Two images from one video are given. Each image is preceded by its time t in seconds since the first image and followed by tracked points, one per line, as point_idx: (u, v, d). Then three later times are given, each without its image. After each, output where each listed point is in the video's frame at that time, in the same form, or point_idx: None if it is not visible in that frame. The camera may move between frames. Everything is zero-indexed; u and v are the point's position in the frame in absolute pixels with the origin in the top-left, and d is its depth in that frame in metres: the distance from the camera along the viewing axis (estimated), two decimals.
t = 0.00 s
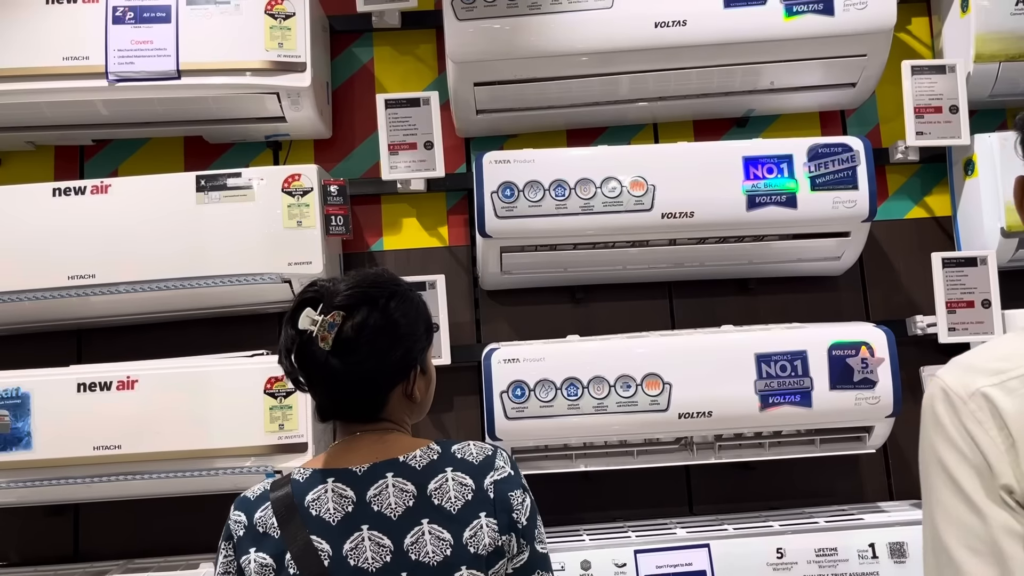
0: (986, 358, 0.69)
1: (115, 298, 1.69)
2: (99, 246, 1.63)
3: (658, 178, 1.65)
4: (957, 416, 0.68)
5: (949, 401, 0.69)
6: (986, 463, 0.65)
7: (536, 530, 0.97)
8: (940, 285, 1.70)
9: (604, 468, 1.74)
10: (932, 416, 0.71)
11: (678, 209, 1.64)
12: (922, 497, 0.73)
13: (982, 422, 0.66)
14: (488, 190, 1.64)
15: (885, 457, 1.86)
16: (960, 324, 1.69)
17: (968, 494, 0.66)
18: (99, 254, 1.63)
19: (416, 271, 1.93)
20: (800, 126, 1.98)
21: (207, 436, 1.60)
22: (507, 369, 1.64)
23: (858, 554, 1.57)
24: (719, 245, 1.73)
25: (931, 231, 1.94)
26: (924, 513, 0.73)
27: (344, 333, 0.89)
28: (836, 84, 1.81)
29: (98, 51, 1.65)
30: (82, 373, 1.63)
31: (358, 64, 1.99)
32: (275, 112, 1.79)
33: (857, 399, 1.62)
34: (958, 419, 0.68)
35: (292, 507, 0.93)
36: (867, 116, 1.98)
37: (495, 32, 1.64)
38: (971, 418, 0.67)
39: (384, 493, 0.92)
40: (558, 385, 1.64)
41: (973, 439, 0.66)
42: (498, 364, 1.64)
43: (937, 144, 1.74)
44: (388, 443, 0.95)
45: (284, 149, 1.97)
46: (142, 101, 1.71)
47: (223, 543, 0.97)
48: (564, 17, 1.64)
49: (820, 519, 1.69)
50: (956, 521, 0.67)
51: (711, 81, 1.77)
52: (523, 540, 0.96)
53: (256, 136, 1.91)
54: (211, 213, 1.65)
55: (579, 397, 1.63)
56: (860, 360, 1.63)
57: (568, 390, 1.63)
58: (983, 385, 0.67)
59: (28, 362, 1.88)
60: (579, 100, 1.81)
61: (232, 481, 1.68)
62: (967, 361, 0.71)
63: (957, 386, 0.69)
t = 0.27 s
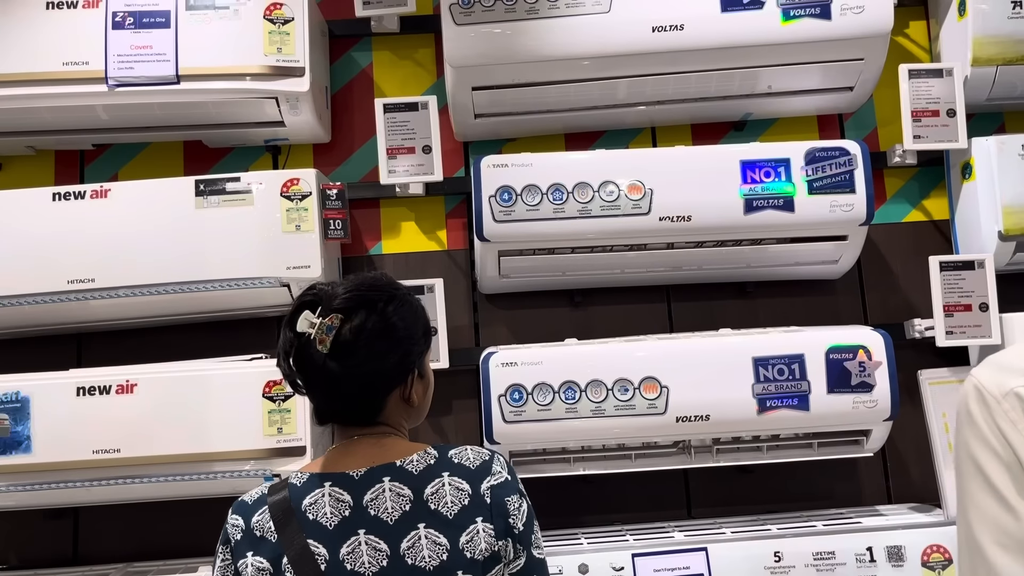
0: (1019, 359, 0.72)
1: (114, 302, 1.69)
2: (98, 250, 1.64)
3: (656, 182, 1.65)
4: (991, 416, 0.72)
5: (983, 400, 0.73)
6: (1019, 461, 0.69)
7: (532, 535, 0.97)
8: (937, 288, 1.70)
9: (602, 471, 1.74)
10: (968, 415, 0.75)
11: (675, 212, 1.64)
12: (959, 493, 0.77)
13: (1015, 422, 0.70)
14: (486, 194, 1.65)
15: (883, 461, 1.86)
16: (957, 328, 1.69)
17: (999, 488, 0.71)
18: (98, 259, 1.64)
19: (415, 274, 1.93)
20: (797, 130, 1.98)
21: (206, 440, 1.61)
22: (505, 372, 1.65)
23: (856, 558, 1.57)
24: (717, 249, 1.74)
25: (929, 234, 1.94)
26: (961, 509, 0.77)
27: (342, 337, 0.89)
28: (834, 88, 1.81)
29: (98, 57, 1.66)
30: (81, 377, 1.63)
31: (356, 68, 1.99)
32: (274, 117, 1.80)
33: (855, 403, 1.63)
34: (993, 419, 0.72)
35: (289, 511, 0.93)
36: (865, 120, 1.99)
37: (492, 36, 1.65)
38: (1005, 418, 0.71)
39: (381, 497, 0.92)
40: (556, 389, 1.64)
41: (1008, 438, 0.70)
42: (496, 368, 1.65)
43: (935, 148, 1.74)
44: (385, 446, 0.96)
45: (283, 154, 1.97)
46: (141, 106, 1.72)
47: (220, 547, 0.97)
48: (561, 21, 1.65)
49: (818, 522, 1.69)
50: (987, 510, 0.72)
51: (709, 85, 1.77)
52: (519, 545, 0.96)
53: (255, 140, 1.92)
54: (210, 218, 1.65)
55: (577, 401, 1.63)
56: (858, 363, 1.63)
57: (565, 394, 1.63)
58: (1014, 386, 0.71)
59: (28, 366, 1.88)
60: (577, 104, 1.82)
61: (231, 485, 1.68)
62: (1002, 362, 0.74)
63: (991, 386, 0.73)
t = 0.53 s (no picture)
0: None
1: (113, 305, 1.70)
2: (97, 252, 1.65)
3: (652, 184, 1.66)
4: (1015, 414, 0.85)
5: (1009, 399, 0.86)
6: None
7: (528, 537, 0.98)
8: (934, 290, 1.70)
9: (599, 473, 1.75)
10: (993, 412, 0.88)
11: (672, 215, 1.65)
12: (983, 480, 0.90)
13: None
14: (483, 196, 1.65)
15: (880, 462, 1.87)
16: (954, 329, 1.70)
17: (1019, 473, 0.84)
18: (97, 261, 1.65)
19: (412, 276, 1.94)
20: (794, 132, 1.98)
21: (204, 441, 1.61)
22: (502, 374, 1.65)
23: (853, 560, 1.57)
24: (714, 251, 1.74)
25: (926, 236, 1.94)
26: (986, 494, 0.90)
27: (340, 337, 0.90)
28: (830, 90, 1.81)
29: (97, 60, 1.66)
30: (80, 379, 1.64)
31: (354, 71, 2.00)
32: (272, 119, 1.80)
33: (851, 405, 1.63)
34: (1016, 416, 0.85)
35: (287, 512, 0.94)
36: (862, 122, 1.99)
37: (490, 39, 1.66)
38: None
39: (377, 498, 0.93)
40: (553, 391, 1.65)
41: None
42: (493, 370, 1.65)
43: (931, 150, 1.74)
44: (382, 448, 0.96)
45: (281, 156, 1.98)
46: (140, 109, 1.73)
47: (218, 547, 0.98)
48: (558, 24, 1.66)
49: (815, 524, 1.69)
50: (1011, 494, 0.85)
51: (706, 87, 1.77)
52: (515, 547, 0.96)
53: (253, 143, 1.93)
54: (209, 220, 1.66)
55: (573, 403, 1.64)
56: (854, 365, 1.64)
57: (562, 395, 1.64)
58: None
59: (27, 367, 1.89)
60: (574, 106, 1.82)
61: (228, 486, 1.68)
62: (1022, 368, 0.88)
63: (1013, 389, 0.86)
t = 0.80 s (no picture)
0: None
1: (105, 301, 1.70)
2: (89, 249, 1.64)
3: (646, 181, 1.65)
4: None
5: (1017, 391, 0.88)
6: None
7: (520, 534, 0.97)
8: (927, 288, 1.70)
9: (592, 470, 1.75)
10: (1001, 404, 0.90)
11: (665, 212, 1.64)
12: (987, 468, 0.92)
13: None
14: (476, 193, 1.65)
15: (874, 460, 1.87)
16: (947, 327, 1.69)
17: (1023, 460, 0.86)
18: (89, 258, 1.64)
19: (406, 273, 1.94)
20: (788, 129, 1.98)
21: (196, 439, 1.61)
22: (495, 371, 1.65)
23: (845, 557, 1.57)
24: (708, 249, 1.74)
25: (920, 234, 1.94)
26: (991, 483, 0.92)
27: (331, 332, 0.89)
28: (824, 87, 1.81)
29: (89, 56, 1.66)
30: (71, 376, 1.64)
31: (348, 68, 2.00)
32: (265, 116, 1.80)
33: (845, 402, 1.63)
34: None
35: (278, 508, 0.94)
36: (856, 119, 1.99)
37: (483, 36, 1.65)
38: None
39: (369, 494, 0.93)
40: (546, 388, 1.65)
41: None
42: (486, 367, 1.65)
43: (925, 147, 1.74)
44: (374, 444, 0.96)
45: (275, 153, 1.97)
46: (132, 105, 1.72)
47: (209, 543, 0.97)
48: (551, 20, 1.65)
49: (808, 521, 1.69)
50: (1016, 483, 0.87)
51: (700, 84, 1.77)
52: (507, 543, 0.96)
53: (246, 140, 1.92)
54: (201, 217, 1.66)
55: (566, 400, 1.63)
56: (847, 362, 1.64)
57: (555, 393, 1.63)
58: None
59: (19, 364, 1.89)
60: (568, 103, 1.82)
61: (221, 483, 1.68)
62: None
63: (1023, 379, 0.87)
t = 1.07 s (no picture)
0: None
1: (97, 300, 1.69)
2: (81, 247, 1.64)
3: (639, 180, 1.65)
4: None
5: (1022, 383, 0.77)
6: None
7: (514, 533, 0.97)
8: (920, 287, 1.70)
9: (585, 469, 1.75)
10: (1006, 398, 0.79)
11: (658, 211, 1.64)
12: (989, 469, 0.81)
13: None
14: (469, 192, 1.65)
15: (867, 459, 1.87)
16: (940, 327, 1.70)
17: None
18: (80, 256, 1.64)
19: (400, 272, 1.93)
20: (782, 129, 1.98)
21: (188, 437, 1.61)
22: (487, 370, 1.65)
23: (837, 556, 1.57)
24: (701, 248, 1.74)
25: (913, 233, 1.94)
26: (995, 486, 0.80)
27: (321, 331, 0.89)
28: (818, 87, 1.81)
29: (80, 53, 1.65)
30: (63, 374, 1.63)
31: (342, 66, 1.99)
32: (258, 114, 1.80)
33: (837, 402, 1.63)
34: None
35: (271, 506, 0.93)
36: (850, 119, 1.99)
37: (476, 35, 1.65)
38: None
39: (363, 493, 0.93)
40: (539, 387, 1.64)
41: None
42: (479, 366, 1.65)
43: (918, 147, 1.75)
44: (368, 443, 0.96)
45: (268, 151, 1.97)
46: (124, 103, 1.72)
47: (202, 541, 0.97)
48: (545, 19, 1.65)
49: (800, 521, 1.69)
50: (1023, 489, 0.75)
51: (693, 84, 1.77)
52: (500, 542, 0.96)
53: (239, 138, 1.92)
54: (193, 215, 1.65)
55: (559, 399, 1.63)
56: (840, 362, 1.64)
57: (548, 391, 1.63)
58: None
59: (12, 362, 1.88)
60: (563, 102, 1.82)
61: (213, 482, 1.68)
62: None
63: None
